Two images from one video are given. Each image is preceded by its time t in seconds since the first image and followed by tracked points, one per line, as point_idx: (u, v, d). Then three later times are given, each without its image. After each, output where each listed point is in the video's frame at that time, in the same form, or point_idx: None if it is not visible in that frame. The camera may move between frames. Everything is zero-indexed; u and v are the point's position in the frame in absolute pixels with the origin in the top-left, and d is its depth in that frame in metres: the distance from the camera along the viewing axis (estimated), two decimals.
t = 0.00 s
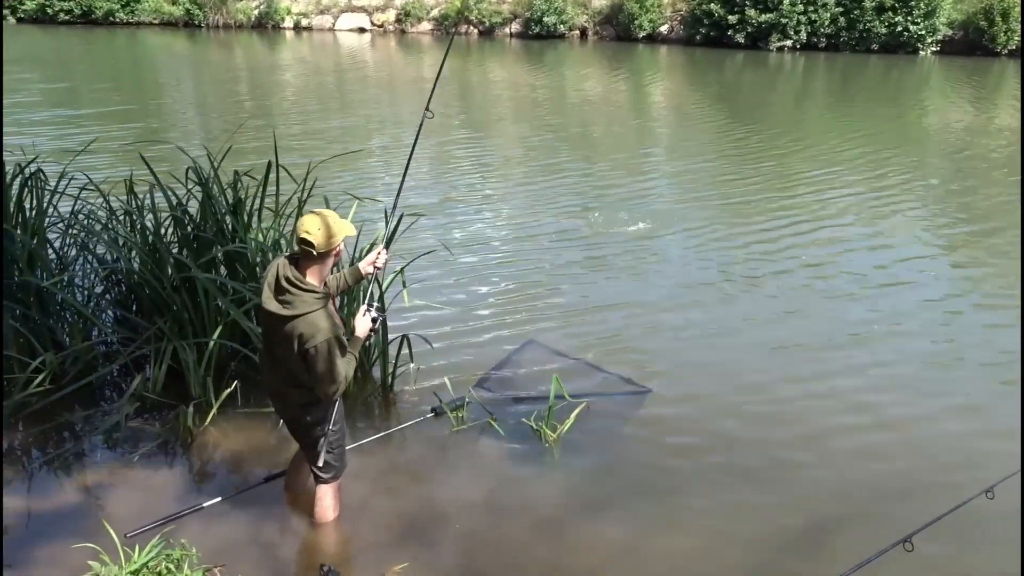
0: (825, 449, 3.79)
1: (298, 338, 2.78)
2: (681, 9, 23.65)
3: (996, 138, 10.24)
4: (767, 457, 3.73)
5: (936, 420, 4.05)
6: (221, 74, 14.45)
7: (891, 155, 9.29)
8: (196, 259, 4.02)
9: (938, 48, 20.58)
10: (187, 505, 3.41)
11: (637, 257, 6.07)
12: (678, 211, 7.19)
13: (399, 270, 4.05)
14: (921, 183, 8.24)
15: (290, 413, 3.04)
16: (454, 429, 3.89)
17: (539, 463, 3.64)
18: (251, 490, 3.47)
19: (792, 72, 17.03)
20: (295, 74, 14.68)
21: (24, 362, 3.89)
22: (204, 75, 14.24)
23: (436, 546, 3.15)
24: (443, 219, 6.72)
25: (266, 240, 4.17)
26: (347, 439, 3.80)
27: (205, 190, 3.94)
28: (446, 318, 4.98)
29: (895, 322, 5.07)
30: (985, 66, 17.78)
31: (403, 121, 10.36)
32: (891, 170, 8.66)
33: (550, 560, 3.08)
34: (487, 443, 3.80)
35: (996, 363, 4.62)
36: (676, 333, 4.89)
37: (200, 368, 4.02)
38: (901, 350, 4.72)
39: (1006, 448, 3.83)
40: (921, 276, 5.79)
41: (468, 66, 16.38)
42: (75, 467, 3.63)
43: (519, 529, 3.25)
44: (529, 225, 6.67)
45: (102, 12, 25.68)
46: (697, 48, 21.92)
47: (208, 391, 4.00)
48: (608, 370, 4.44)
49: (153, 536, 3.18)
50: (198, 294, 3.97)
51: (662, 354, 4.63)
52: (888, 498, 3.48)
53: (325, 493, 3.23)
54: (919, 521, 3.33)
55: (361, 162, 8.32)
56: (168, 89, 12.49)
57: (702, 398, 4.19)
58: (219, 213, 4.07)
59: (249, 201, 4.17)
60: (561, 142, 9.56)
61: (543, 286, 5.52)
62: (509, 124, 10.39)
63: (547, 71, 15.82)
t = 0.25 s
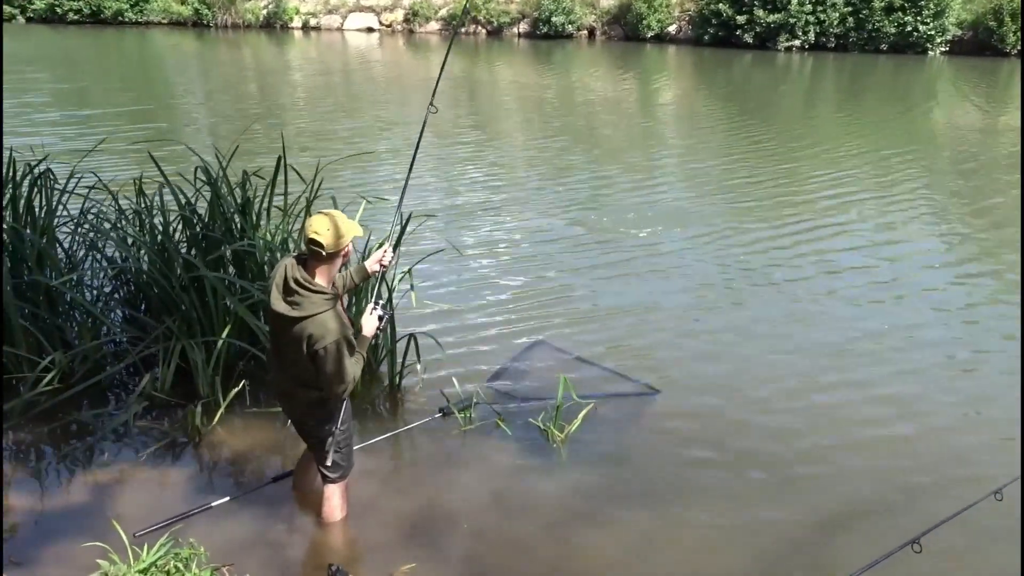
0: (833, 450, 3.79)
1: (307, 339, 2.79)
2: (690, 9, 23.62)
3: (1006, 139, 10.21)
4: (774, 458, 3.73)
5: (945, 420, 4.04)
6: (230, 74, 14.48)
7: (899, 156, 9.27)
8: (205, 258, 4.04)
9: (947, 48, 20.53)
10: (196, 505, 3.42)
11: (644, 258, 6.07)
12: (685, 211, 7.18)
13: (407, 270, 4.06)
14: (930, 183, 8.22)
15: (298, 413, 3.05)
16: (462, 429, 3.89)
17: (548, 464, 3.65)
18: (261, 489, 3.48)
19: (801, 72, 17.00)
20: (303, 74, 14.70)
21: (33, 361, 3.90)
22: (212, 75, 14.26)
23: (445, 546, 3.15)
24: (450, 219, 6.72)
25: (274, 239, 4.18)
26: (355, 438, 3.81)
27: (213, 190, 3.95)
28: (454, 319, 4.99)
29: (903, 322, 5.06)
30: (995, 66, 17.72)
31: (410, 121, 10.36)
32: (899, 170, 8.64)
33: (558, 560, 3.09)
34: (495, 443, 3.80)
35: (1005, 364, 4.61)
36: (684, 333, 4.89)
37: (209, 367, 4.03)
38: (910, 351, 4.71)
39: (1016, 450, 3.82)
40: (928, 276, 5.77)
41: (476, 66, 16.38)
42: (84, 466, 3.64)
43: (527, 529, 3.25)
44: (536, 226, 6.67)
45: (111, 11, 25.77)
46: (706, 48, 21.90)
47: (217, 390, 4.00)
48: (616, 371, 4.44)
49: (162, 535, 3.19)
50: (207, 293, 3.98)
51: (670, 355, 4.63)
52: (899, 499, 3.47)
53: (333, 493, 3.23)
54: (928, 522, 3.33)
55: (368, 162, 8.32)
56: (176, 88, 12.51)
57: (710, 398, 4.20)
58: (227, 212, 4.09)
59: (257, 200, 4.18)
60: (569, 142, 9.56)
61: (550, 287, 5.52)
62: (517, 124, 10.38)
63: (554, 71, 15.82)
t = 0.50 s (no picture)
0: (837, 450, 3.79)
1: (308, 342, 2.80)
2: (693, 9, 23.61)
3: (1010, 139, 10.20)
4: (778, 457, 3.73)
5: (949, 421, 4.04)
6: (233, 74, 14.50)
7: (903, 155, 9.26)
8: (208, 258, 4.05)
9: (951, 48, 20.52)
10: (201, 504, 3.43)
11: (647, 258, 6.07)
12: (688, 211, 7.18)
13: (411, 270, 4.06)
14: (933, 183, 8.22)
15: (301, 413, 3.06)
16: (465, 428, 3.90)
17: (551, 463, 3.65)
18: (264, 489, 3.48)
19: (804, 72, 16.99)
20: (306, 74, 14.71)
21: (38, 361, 3.91)
22: (216, 75, 14.28)
23: (447, 545, 3.16)
24: (453, 220, 6.73)
25: (279, 240, 4.19)
26: (359, 438, 3.81)
27: (218, 190, 3.96)
28: (458, 318, 4.99)
29: (907, 322, 5.05)
30: (998, 66, 17.71)
31: (413, 121, 10.37)
32: (902, 170, 8.64)
33: (560, 560, 3.09)
34: (499, 442, 3.80)
35: (1009, 365, 4.60)
36: (687, 333, 4.89)
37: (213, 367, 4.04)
38: (914, 351, 4.70)
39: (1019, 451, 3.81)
40: (930, 276, 5.77)
41: (479, 66, 16.39)
42: (88, 465, 3.65)
43: (530, 529, 3.25)
44: (539, 226, 6.67)
45: (116, 12, 25.82)
46: (709, 48, 21.91)
47: (221, 390, 4.01)
48: (620, 371, 4.44)
49: (167, 534, 3.20)
50: (211, 293, 3.99)
51: (674, 354, 4.63)
52: (902, 500, 3.47)
53: (336, 493, 3.24)
54: (930, 523, 3.33)
55: (371, 162, 8.33)
56: (179, 88, 12.54)
57: (713, 398, 4.20)
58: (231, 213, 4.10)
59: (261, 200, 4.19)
60: (572, 142, 9.56)
61: (554, 287, 5.52)
62: (520, 124, 10.39)
63: (558, 70, 15.82)
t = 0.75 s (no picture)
0: (837, 450, 3.79)
1: (303, 343, 2.81)
2: (693, 9, 23.60)
3: (1010, 138, 10.21)
4: (778, 457, 3.73)
5: (950, 421, 4.04)
6: (233, 75, 14.50)
7: (903, 155, 9.27)
8: (208, 259, 4.05)
9: (951, 48, 20.52)
10: (201, 504, 3.43)
11: (648, 258, 6.07)
12: (688, 211, 7.18)
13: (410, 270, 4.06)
14: (934, 182, 8.22)
15: (299, 414, 3.06)
16: (465, 428, 3.90)
17: (552, 463, 3.65)
18: (265, 489, 3.48)
19: (804, 72, 17.00)
20: (305, 74, 14.72)
21: (38, 362, 3.91)
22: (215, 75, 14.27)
23: (447, 545, 3.15)
24: (453, 220, 6.73)
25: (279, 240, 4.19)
26: (359, 438, 3.81)
27: (217, 191, 3.96)
28: (459, 319, 5.00)
29: (907, 322, 5.06)
30: (998, 66, 17.71)
31: (413, 121, 10.37)
32: (903, 170, 8.64)
33: (560, 560, 3.09)
34: (499, 441, 3.81)
35: (1010, 364, 4.60)
36: (688, 332, 4.89)
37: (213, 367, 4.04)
38: (915, 351, 4.71)
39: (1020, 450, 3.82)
40: (931, 276, 5.77)
41: (479, 66, 16.39)
42: (88, 466, 3.65)
43: (530, 529, 3.25)
44: (540, 226, 6.68)
45: (116, 12, 25.83)
46: (709, 49, 21.91)
47: (221, 390, 4.01)
48: (620, 371, 4.45)
49: (167, 534, 3.20)
50: (211, 294, 3.99)
51: (674, 354, 4.64)
52: (902, 499, 3.47)
53: (334, 494, 3.24)
54: (931, 522, 3.33)
55: (371, 162, 8.33)
56: (179, 89, 12.54)
57: (713, 398, 4.20)
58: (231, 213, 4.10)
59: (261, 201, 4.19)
60: (572, 142, 9.57)
61: (554, 287, 5.53)
62: (520, 124, 10.39)
63: (558, 70, 15.83)
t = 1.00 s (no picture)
0: (834, 450, 3.80)
1: (296, 341, 2.81)
2: (690, 9, 23.60)
3: (1007, 139, 10.22)
4: (776, 457, 3.74)
5: (948, 421, 4.05)
6: (229, 74, 14.47)
7: (900, 155, 9.29)
8: (205, 258, 4.04)
9: (947, 48, 20.53)
10: (199, 505, 3.42)
11: (645, 258, 6.07)
12: (686, 211, 7.18)
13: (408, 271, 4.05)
14: (931, 183, 8.24)
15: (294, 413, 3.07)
16: (463, 428, 3.90)
17: (550, 463, 3.66)
18: (263, 489, 3.48)
19: (801, 72, 17.00)
20: (302, 74, 14.71)
21: (34, 362, 3.90)
22: (212, 74, 14.25)
23: (445, 545, 3.16)
24: (450, 220, 6.73)
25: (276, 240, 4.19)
26: (356, 438, 3.82)
27: (214, 190, 3.95)
28: (457, 319, 5.00)
29: (905, 323, 5.07)
30: (995, 66, 17.72)
31: (410, 121, 10.37)
32: (900, 170, 8.65)
33: (558, 560, 3.09)
34: (497, 442, 3.81)
35: (1007, 365, 4.62)
36: (685, 333, 4.90)
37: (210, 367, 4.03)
38: (913, 352, 4.72)
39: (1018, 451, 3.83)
40: (929, 277, 5.78)
41: (476, 66, 16.39)
42: (85, 466, 3.64)
43: (528, 529, 3.26)
44: (537, 226, 6.68)
45: (112, 12, 25.79)
46: (707, 48, 21.92)
47: (218, 390, 4.01)
48: (617, 371, 4.45)
49: (164, 534, 3.19)
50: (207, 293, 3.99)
51: (671, 355, 4.64)
52: (899, 499, 3.49)
53: (330, 494, 3.24)
54: (928, 522, 3.34)
55: (368, 162, 8.33)
56: (175, 88, 12.52)
57: (710, 398, 4.21)
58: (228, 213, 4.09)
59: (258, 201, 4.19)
60: (569, 142, 9.57)
61: (552, 288, 5.53)
62: (517, 124, 10.39)
63: (555, 70, 15.83)
